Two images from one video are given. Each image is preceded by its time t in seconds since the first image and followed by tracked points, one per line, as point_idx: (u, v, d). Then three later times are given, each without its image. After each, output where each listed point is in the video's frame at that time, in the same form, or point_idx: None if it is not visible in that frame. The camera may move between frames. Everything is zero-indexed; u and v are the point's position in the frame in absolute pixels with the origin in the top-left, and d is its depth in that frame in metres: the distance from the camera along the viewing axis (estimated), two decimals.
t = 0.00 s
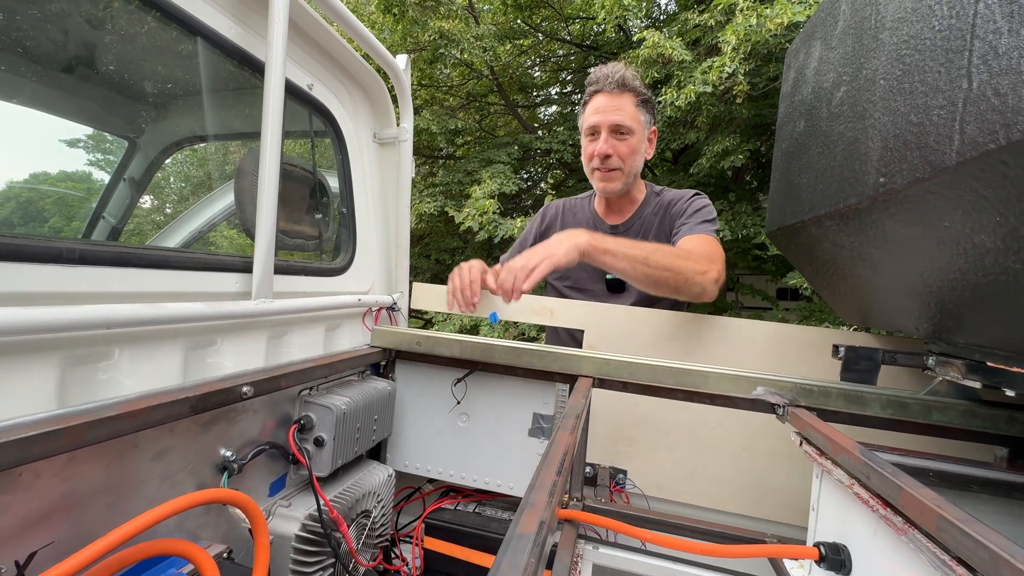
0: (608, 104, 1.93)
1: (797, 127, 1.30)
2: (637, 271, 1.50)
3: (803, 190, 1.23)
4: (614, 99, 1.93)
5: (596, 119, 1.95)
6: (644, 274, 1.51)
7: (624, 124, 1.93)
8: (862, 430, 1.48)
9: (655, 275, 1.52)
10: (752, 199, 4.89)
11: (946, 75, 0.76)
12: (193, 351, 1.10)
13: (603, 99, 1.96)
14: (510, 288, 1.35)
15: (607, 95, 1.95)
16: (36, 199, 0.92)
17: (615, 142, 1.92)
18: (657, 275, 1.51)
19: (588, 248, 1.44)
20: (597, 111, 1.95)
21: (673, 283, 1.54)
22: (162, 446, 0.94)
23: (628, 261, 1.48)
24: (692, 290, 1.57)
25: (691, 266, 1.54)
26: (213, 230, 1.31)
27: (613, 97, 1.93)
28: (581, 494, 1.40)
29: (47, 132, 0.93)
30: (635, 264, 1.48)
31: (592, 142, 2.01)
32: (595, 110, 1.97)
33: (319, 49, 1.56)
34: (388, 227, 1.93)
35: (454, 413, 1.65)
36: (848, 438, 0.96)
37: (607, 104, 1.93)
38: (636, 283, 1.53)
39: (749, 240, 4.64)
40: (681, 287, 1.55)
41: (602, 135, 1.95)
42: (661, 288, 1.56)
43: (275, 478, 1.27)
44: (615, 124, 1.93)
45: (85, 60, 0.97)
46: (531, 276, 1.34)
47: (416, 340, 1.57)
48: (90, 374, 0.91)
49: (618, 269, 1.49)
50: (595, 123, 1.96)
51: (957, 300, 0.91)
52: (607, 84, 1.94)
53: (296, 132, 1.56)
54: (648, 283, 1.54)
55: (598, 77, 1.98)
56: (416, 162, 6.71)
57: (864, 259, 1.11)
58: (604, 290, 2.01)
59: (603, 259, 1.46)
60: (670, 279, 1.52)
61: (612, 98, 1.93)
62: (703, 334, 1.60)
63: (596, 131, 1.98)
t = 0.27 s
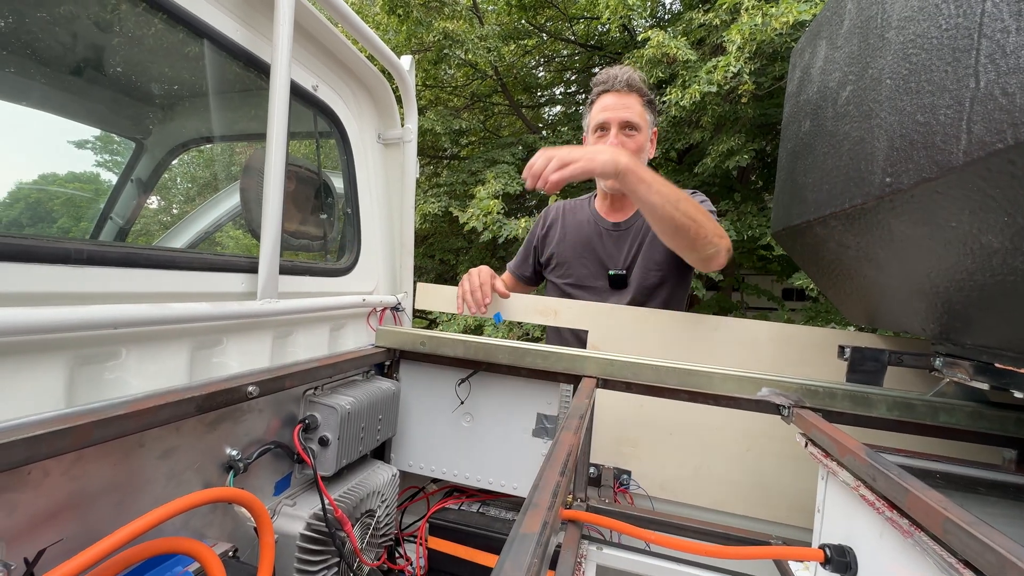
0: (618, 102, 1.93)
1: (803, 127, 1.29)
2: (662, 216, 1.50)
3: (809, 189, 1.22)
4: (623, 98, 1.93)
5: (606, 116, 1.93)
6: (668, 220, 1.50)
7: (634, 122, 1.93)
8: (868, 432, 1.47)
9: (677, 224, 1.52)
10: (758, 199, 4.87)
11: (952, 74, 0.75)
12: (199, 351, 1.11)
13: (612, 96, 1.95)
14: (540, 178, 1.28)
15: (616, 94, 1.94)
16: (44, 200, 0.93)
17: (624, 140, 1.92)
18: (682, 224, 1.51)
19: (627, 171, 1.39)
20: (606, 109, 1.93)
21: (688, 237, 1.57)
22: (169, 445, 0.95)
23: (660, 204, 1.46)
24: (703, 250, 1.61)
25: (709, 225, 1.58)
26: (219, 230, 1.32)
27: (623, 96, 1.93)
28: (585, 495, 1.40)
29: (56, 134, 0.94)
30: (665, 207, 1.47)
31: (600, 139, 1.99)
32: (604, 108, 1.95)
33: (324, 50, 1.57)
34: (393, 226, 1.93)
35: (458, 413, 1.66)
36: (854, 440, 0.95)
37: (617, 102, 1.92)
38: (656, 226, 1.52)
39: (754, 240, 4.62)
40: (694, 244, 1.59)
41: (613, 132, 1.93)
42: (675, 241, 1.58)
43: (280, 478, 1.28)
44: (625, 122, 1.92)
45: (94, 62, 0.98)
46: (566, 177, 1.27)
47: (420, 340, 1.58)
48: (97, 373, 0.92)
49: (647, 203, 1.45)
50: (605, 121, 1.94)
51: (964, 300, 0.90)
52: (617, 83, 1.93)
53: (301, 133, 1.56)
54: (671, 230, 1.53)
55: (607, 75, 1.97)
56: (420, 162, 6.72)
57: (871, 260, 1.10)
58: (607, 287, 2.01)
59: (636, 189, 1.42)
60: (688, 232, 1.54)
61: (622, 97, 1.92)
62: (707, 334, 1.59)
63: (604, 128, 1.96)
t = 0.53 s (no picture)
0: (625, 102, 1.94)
1: (807, 128, 1.29)
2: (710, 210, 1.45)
3: (813, 191, 1.22)
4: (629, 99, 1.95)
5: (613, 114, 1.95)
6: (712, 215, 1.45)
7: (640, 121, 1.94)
8: (873, 434, 1.47)
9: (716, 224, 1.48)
10: (762, 200, 4.85)
11: (957, 75, 0.75)
12: (205, 352, 1.12)
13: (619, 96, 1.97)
14: (624, 101, 1.25)
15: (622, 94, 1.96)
16: (53, 202, 0.94)
17: (631, 138, 1.93)
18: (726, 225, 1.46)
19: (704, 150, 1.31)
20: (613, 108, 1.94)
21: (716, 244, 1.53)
22: (176, 445, 0.96)
23: (715, 198, 1.40)
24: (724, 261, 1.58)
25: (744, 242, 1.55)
26: (225, 232, 1.33)
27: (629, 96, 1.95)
28: (589, 496, 1.40)
29: (64, 137, 0.95)
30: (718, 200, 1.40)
31: (606, 137, 2.00)
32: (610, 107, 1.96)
33: (329, 53, 1.58)
34: (397, 228, 1.94)
35: (462, 415, 1.66)
36: (858, 441, 0.95)
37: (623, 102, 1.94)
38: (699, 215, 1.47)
39: (759, 241, 4.60)
40: (726, 251, 1.53)
41: (620, 129, 1.94)
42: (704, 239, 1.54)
43: (286, 478, 1.29)
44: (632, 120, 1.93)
45: (103, 67, 1.00)
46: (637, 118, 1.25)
47: (424, 341, 1.58)
48: (105, 374, 0.93)
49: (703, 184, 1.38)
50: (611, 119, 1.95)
51: (970, 302, 0.90)
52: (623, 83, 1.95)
53: (306, 135, 1.57)
54: (712, 227, 1.48)
55: (613, 76, 1.99)
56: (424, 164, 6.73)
57: (876, 261, 1.10)
58: (606, 287, 2.01)
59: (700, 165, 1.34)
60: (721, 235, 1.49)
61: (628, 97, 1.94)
62: (711, 336, 1.59)
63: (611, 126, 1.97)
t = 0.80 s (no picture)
0: (623, 104, 1.95)
1: (809, 129, 1.29)
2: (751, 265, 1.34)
3: (816, 192, 1.22)
4: (628, 100, 1.96)
5: (612, 117, 1.95)
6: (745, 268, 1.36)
7: (638, 122, 1.94)
8: (877, 435, 1.46)
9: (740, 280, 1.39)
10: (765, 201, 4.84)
11: (959, 76, 0.75)
12: (209, 353, 1.13)
13: (616, 99, 1.97)
14: (751, 124, 1.08)
15: (620, 97, 1.97)
16: (58, 204, 0.95)
17: (632, 139, 1.93)
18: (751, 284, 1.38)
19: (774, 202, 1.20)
20: (611, 110, 1.95)
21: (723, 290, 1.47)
22: (180, 446, 0.96)
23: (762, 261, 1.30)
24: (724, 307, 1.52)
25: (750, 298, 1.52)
26: (229, 234, 1.34)
27: (626, 98, 1.96)
28: (591, 497, 1.40)
29: (69, 140, 0.96)
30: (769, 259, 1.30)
31: (605, 140, 2.00)
32: (608, 110, 1.97)
33: (331, 56, 1.59)
34: (400, 230, 1.95)
35: (464, 416, 1.66)
36: (862, 443, 0.95)
37: (621, 104, 1.95)
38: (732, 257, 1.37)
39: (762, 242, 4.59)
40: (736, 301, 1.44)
41: (620, 131, 1.94)
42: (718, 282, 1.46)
43: (289, 479, 1.29)
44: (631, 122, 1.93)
45: (108, 71, 1.00)
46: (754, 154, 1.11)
47: (427, 343, 1.59)
48: (111, 375, 0.94)
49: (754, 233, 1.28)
50: (611, 122, 1.95)
51: (973, 303, 0.90)
52: (620, 86, 1.96)
53: (309, 137, 1.58)
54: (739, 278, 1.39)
55: (609, 79, 2.00)
56: (426, 165, 6.74)
57: (878, 262, 1.10)
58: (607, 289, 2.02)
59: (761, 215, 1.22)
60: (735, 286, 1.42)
61: (626, 99, 1.95)
62: (714, 337, 1.59)
63: (611, 129, 1.97)
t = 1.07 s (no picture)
0: (616, 108, 1.93)
1: (812, 128, 1.29)
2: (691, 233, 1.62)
3: (818, 191, 1.22)
4: (620, 104, 1.93)
5: (603, 124, 1.94)
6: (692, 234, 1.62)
7: (631, 126, 1.92)
8: (881, 435, 1.46)
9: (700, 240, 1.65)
10: (767, 200, 4.83)
11: (963, 74, 0.75)
12: (212, 353, 1.13)
13: (609, 104, 1.96)
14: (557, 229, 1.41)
15: (613, 101, 1.95)
16: (62, 205, 0.96)
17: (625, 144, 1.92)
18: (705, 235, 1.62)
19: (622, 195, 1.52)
20: (603, 116, 1.95)
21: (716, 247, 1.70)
22: (183, 446, 0.97)
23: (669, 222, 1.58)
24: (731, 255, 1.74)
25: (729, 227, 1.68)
26: (232, 234, 1.35)
27: (619, 102, 1.94)
28: (593, 498, 1.40)
29: (72, 141, 0.97)
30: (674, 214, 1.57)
31: (600, 145, 2.02)
32: (601, 115, 1.97)
33: (333, 57, 1.59)
34: (402, 230, 1.95)
35: (466, 416, 1.66)
36: (865, 443, 0.95)
37: (613, 109, 1.93)
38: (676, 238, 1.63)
39: (765, 242, 4.58)
40: (717, 255, 1.70)
41: (611, 137, 1.94)
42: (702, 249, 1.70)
43: (291, 479, 1.30)
44: (623, 126, 1.92)
45: (112, 72, 1.01)
46: (583, 227, 1.39)
47: (429, 343, 1.59)
48: (114, 375, 0.94)
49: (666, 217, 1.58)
50: (603, 128, 1.95)
51: (977, 302, 0.89)
52: (613, 90, 1.94)
53: (312, 137, 1.58)
54: (694, 242, 1.65)
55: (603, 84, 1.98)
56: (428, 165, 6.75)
57: (882, 261, 1.09)
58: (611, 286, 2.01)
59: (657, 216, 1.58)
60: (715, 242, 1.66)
61: (618, 104, 1.93)
62: (717, 337, 1.58)
63: (604, 135, 1.97)
